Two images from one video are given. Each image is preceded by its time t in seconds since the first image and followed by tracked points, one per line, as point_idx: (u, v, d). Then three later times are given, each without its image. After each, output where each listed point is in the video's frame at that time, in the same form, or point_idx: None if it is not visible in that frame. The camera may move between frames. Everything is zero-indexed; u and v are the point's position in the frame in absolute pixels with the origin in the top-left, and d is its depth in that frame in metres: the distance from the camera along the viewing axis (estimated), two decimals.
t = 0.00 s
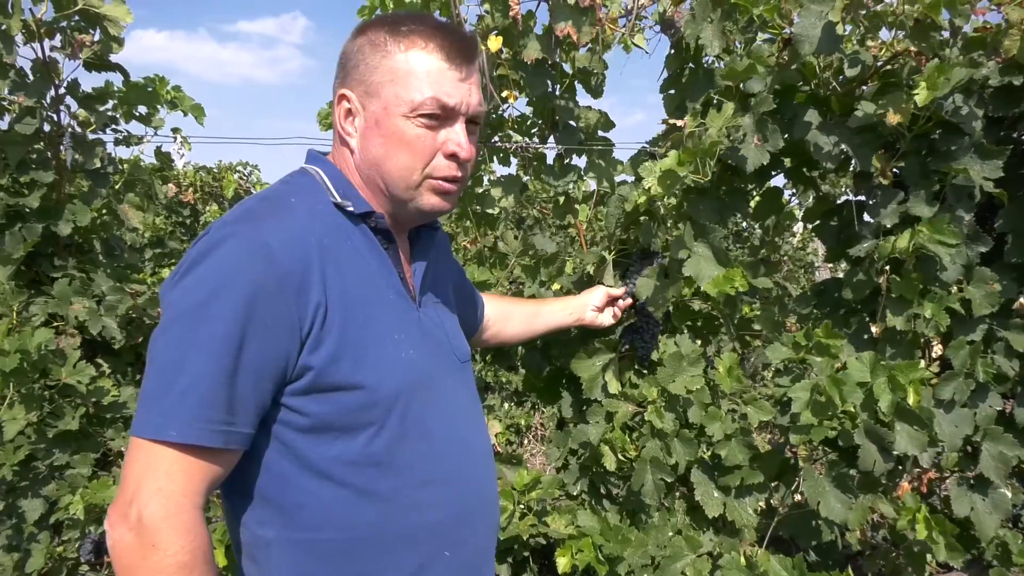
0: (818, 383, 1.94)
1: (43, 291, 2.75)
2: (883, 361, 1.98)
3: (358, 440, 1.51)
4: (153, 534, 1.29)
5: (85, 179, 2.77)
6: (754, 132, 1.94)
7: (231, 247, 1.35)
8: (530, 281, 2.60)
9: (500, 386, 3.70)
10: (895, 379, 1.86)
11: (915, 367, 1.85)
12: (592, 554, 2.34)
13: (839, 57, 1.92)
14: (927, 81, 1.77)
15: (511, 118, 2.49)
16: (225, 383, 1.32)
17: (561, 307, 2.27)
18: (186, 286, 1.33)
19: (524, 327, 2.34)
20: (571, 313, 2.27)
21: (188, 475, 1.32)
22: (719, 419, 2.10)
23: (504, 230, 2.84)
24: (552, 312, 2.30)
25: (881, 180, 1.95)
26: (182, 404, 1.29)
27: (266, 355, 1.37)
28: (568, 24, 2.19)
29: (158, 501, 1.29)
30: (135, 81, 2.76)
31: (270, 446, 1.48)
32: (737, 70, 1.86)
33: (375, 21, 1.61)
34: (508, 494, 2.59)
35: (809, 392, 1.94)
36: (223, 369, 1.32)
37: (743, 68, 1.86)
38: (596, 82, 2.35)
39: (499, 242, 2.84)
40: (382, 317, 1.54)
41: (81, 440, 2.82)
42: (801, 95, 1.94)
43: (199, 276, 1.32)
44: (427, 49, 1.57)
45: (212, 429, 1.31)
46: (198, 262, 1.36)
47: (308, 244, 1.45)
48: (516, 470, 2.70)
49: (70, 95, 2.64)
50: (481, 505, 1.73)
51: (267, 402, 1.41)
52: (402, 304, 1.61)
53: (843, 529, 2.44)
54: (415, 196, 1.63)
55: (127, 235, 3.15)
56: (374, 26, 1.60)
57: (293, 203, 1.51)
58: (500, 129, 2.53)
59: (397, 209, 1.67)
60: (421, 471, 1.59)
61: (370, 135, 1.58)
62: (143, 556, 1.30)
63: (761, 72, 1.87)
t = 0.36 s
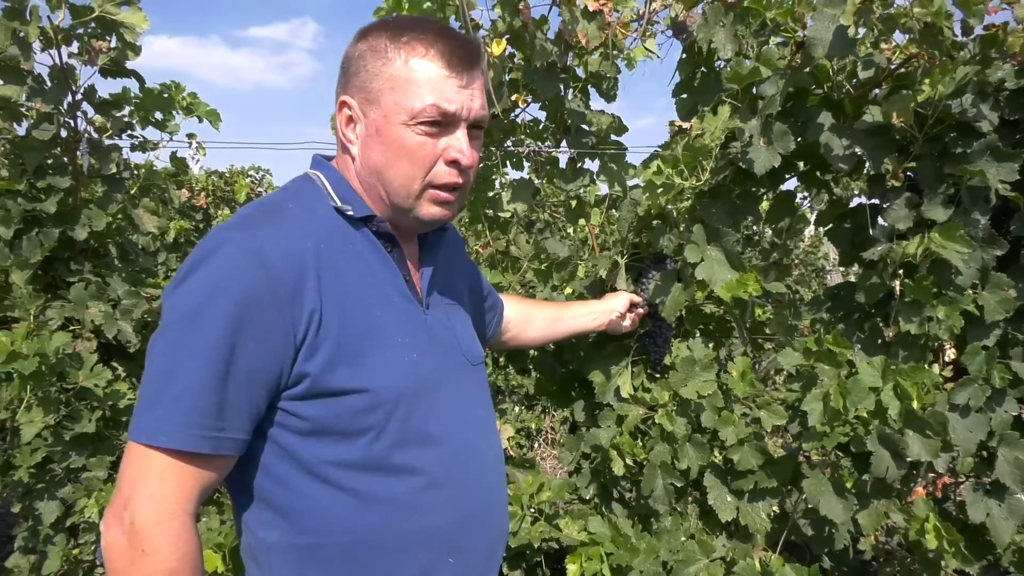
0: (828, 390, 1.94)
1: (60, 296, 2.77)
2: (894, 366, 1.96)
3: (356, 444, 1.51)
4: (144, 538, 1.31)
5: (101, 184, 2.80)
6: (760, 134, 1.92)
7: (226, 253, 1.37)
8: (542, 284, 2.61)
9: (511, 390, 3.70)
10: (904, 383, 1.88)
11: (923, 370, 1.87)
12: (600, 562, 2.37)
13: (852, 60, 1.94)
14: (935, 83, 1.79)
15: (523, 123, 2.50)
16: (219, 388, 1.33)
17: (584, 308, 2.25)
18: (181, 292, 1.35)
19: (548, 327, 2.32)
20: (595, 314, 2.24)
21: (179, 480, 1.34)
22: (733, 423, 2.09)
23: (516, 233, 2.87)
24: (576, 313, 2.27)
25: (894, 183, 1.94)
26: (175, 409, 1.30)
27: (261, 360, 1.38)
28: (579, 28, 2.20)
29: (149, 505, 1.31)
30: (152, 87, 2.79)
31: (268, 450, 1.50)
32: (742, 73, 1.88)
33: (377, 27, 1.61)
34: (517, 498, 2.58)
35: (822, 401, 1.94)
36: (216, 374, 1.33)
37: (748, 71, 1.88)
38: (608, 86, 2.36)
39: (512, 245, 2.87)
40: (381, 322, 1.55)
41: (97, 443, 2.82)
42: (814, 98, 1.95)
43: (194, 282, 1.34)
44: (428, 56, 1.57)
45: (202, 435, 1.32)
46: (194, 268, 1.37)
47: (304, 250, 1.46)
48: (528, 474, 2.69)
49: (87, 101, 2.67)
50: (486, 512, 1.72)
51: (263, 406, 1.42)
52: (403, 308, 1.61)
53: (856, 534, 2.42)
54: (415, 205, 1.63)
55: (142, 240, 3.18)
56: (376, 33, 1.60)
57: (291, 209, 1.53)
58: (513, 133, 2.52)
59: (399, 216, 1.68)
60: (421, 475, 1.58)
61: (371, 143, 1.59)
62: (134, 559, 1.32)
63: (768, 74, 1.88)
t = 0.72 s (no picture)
0: (823, 389, 1.95)
1: (70, 297, 2.79)
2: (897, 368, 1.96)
3: (357, 446, 1.52)
4: (146, 537, 1.32)
5: (110, 185, 2.81)
6: (761, 135, 1.93)
7: (229, 255, 1.38)
8: (548, 287, 2.62)
9: (518, 391, 3.70)
10: (906, 386, 1.87)
11: (924, 371, 1.86)
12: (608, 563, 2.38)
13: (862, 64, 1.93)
14: (942, 90, 1.77)
15: (531, 126, 2.50)
16: (222, 390, 1.34)
17: (597, 307, 2.27)
18: (185, 293, 1.36)
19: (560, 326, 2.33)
20: (608, 313, 2.27)
21: (182, 480, 1.34)
22: (739, 426, 2.11)
23: (524, 236, 2.88)
24: (589, 312, 2.29)
25: (902, 189, 1.94)
26: (177, 410, 1.31)
27: (263, 362, 1.39)
28: (587, 29, 2.20)
29: (152, 504, 1.31)
30: (161, 90, 2.80)
31: (272, 450, 1.51)
32: (739, 70, 1.87)
33: (393, 33, 1.59)
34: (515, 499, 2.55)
35: (814, 399, 1.96)
36: (219, 375, 1.33)
37: (744, 69, 1.87)
38: (615, 89, 2.34)
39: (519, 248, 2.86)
40: (384, 324, 1.55)
41: (106, 444, 2.85)
42: (822, 103, 1.94)
43: (197, 283, 1.35)
44: (451, 64, 1.57)
45: (205, 435, 1.33)
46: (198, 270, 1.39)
47: (307, 252, 1.47)
48: (534, 475, 2.69)
49: (97, 102, 2.68)
50: (486, 514, 1.73)
51: (265, 407, 1.43)
52: (406, 310, 1.61)
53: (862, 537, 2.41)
54: (442, 210, 1.65)
55: (150, 241, 3.19)
56: (394, 40, 1.58)
57: (295, 211, 1.54)
58: (520, 136, 2.53)
59: (420, 222, 1.68)
60: (421, 478, 1.59)
61: (396, 153, 1.58)
62: (136, 558, 1.33)
63: (767, 73, 1.87)
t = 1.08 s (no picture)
0: (843, 389, 1.93)
1: (80, 296, 2.81)
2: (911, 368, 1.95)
3: (372, 450, 1.52)
4: (172, 541, 1.33)
5: (119, 185, 2.82)
6: (779, 137, 1.93)
7: (249, 262, 1.37)
8: (556, 285, 2.62)
9: (524, 389, 3.70)
10: (922, 385, 1.86)
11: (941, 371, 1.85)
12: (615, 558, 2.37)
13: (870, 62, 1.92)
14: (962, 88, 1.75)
15: (539, 125, 2.50)
16: (243, 397, 1.35)
17: (603, 297, 2.24)
18: (204, 300, 1.36)
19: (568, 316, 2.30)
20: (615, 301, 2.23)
21: (206, 486, 1.35)
22: (746, 426, 2.09)
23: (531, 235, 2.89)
24: (596, 301, 2.26)
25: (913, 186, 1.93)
26: (199, 418, 1.32)
27: (282, 369, 1.39)
28: (593, 30, 2.20)
29: (177, 509, 1.33)
30: (170, 91, 2.81)
31: (287, 455, 1.51)
32: (759, 76, 1.88)
33: (409, 37, 1.59)
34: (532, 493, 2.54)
35: (836, 398, 1.94)
36: (240, 382, 1.34)
37: (765, 75, 1.87)
38: (623, 89, 2.35)
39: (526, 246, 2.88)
40: (397, 328, 1.56)
41: (115, 442, 2.85)
42: (831, 101, 1.94)
43: (218, 291, 1.35)
44: (469, 69, 1.59)
45: (227, 442, 1.34)
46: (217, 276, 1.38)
47: (324, 258, 1.47)
48: (541, 474, 2.69)
49: (107, 102, 2.70)
50: (494, 515, 1.74)
51: (284, 412, 1.43)
52: (419, 314, 1.62)
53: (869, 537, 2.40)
54: (459, 211, 1.66)
55: (159, 240, 3.21)
56: (410, 44, 1.58)
57: (311, 215, 1.53)
58: (528, 135, 2.54)
59: (437, 223, 1.70)
60: (434, 480, 1.60)
61: (416, 158, 1.58)
62: (162, 561, 1.34)
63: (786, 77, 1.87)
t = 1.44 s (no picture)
0: (860, 387, 1.92)
1: (99, 293, 2.84)
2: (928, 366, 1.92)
3: (390, 451, 1.53)
4: (194, 543, 1.34)
5: (138, 184, 2.85)
6: (799, 134, 1.92)
7: (270, 260, 1.38)
8: (572, 283, 2.60)
9: (538, 387, 3.70)
10: (944, 383, 1.85)
11: (961, 370, 1.83)
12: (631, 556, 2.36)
13: (887, 59, 1.91)
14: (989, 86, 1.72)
15: (555, 122, 2.51)
16: (263, 396, 1.35)
17: (612, 310, 2.24)
18: (224, 299, 1.36)
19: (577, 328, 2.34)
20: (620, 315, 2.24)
21: (227, 487, 1.37)
22: (764, 423, 2.10)
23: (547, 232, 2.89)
24: (602, 314, 2.27)
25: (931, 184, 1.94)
26: (219, 417, 1.33)
27: (302, 368, 1.39)
28: (612, 27, 2.21)
29: (199, 511, 1.34)
30: (188, 90, 2.83)
31: (305, 455, 1.51)
32: (787, 72, 1.86)
33: (431, 32, 1.59)
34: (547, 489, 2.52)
35: (850, 396, 1.93)
36: (260, 382, 1.35)
37: (793, 70, 1.86)
38: (639, 86, 2.34)
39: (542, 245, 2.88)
40: (417, 329, 1.56)
41: (134, 438, 2.88)
42: (848, 98, 1.93)
43: (239, 290, 1.36)
44: (494, 63, 1.59)
45: (246, 442, 1.35)
46: (239, 273, 1.39)
47: (345, 256, 1.47)
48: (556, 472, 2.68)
49: (125, 102, 2.72)
50: (510, 516, 1.74)
51: (304, 411, 1.43)
52: (438, 314, 1.62)
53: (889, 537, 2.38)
54: (484, 206, 1.66)
55: (177, 239, 3.23)
56: (434, 39, 1.57)
57: (331, 213, 1.53)
58: (544, 133, 2.56)
59: (459, 219, 1.70)
60: (451, 482, 1.60)
61: (442, 153, 1.58)
62: (184, 562, 1.36)
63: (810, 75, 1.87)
